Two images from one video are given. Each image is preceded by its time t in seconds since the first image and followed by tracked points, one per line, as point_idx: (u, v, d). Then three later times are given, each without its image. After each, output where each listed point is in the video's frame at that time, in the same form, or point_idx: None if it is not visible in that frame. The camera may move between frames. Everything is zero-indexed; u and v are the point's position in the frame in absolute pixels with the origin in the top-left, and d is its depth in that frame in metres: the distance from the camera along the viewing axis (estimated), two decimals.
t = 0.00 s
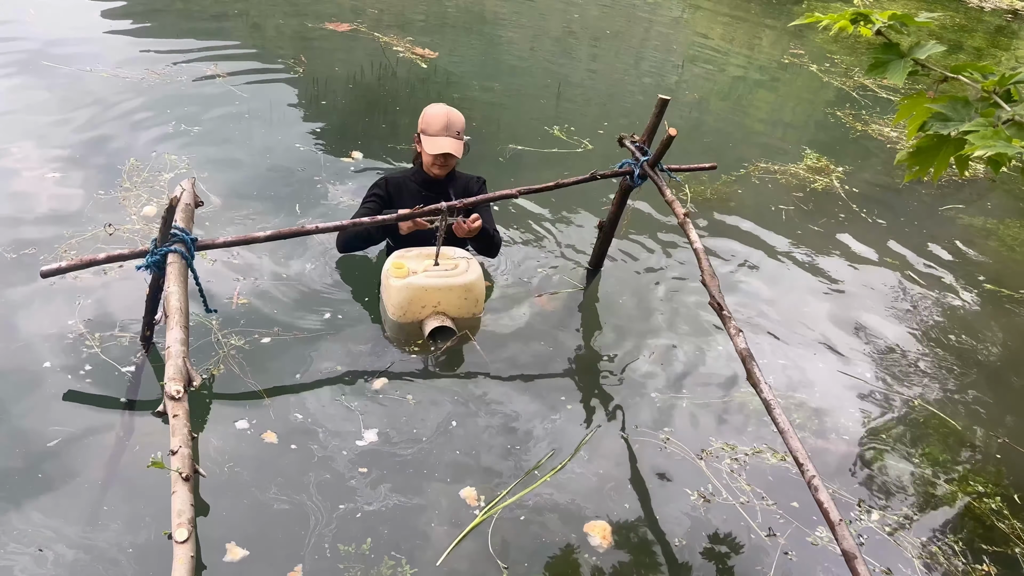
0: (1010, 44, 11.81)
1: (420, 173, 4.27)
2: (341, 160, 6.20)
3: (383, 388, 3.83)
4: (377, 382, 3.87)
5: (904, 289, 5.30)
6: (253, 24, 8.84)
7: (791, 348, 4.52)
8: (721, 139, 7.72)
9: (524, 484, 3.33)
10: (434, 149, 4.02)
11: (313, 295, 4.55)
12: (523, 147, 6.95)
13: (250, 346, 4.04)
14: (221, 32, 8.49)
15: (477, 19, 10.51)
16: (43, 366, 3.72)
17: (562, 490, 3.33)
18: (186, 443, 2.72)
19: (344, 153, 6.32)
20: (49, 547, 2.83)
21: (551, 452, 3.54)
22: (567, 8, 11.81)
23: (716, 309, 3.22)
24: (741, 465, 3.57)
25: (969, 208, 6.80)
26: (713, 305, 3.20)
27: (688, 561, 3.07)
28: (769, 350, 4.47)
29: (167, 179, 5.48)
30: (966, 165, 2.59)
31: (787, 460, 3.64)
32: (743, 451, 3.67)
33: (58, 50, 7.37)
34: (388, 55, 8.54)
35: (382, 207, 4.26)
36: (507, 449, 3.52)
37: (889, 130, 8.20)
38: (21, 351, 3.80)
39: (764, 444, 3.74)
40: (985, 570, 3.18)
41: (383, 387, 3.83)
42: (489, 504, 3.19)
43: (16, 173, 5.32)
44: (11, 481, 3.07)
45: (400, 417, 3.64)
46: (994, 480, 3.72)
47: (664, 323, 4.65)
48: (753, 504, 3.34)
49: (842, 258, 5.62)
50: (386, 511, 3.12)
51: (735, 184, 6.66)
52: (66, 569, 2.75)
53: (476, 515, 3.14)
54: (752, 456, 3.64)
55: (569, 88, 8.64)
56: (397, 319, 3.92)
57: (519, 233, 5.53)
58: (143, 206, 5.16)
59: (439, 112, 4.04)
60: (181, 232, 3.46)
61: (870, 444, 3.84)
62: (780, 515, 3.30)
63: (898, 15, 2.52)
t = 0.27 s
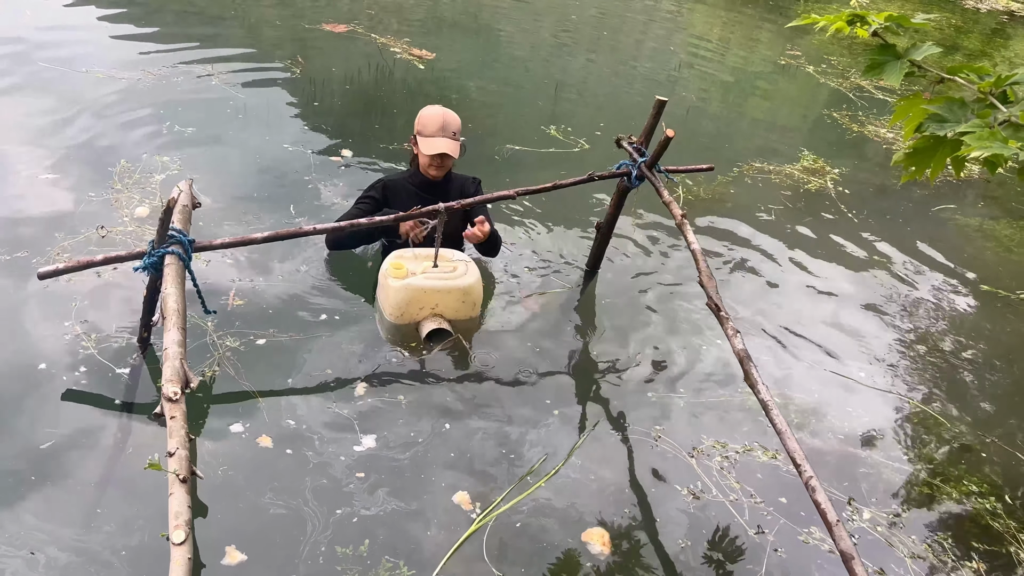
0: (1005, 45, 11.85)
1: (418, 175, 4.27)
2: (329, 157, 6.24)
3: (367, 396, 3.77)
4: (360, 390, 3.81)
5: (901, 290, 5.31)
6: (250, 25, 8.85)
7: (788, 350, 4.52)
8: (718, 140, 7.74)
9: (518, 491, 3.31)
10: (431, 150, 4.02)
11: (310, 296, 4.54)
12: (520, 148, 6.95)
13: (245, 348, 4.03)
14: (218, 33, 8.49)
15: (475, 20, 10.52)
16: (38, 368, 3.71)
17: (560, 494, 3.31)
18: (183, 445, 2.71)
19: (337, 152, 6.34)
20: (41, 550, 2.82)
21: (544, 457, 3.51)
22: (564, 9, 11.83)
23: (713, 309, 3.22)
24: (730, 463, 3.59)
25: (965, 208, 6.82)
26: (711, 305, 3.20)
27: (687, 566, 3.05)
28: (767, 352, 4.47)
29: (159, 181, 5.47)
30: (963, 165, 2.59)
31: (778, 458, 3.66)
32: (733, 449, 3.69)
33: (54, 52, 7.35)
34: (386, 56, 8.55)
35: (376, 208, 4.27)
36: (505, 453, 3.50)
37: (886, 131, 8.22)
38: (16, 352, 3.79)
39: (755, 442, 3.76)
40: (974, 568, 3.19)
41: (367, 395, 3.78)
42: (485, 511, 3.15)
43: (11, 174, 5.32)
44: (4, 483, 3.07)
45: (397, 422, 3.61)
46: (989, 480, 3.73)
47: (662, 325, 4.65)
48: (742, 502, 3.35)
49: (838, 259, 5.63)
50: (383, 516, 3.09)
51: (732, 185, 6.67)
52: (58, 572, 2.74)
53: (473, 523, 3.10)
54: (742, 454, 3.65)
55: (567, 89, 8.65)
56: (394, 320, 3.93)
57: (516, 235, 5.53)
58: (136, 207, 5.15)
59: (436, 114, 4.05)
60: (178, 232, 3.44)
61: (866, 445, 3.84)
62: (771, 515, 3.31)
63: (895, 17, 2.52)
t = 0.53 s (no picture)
0: (1002, 46, 11.87)
1: (411, 177, 4.27)
2: (323, 157, 6.25)
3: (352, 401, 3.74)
4: (345, 395, 3.77)
5: (899, 291, 5.31)
6: (248, 25, 8.85)
7: (786, 352, 4.52)
8: (716, 140, 7.75)
9: (513, 498, 3.27)
10: (424, 152, 4.01)
11: (307, 298, 4.54)
12: (518, 149, 6.95)
13: (241, 349, 4.03)
14: (216, 34, 8.50)
15: (473, 21, 10.53)
16: (33, 369, 3.70)
17: (558, 498, 3.29)
18: (181, 446, 2.70)
19: (335, 153, 6.34)
20: (35, 552, 2.80)
21: (539, 462, 3.48)
22: (563, 10, 11.85)
23: (711, 310, 3.23)
24: (722, 460, 3.61)
25: (963, 209, 6.82)
26: (708, 306, 3.21)
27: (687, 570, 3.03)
28: (765, 354, 4.47)
29: (152, 181, 5.47)
30: (961, 166, 2.59)
31: (770, 457, 3.68)
32: (725, 447, 3.71)
33: (50, 53, 7.33)
34: (384, 57, 8.55)
35: (380, 210, 4.26)
36: (503, 457, 3.48)
37: (884, 132, 8.23)
38: (11, 354, 3.79)
39: (747, 440, 3.78)
40: (965, 565, 3.19)
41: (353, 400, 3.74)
42: (481, 518, 3.12)
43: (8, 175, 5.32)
44: None
45: (395, 426, 3.59)
46: (985, 479, 3.73)
47: (660, 326, 4.65)
48: (732, 499, 3.37)
49: (836, 260, 5.64)
50: (381, 521, 3.07)
51: (729, 186, 6.68)
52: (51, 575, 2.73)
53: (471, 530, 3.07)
54: (734, 452, 3.68)
55: (565, 90, 8.65)
56: (390, 322, 3.94)
57: (514, 236, 5.53)
58: (129, 207, 5.16)
59: (430, 115, 4.03)
60: (176, 233, 3.44)
61: (863, 445, 3.84)
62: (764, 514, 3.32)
63: (892, 17, 2.53)
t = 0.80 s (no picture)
0: (1001, 46, 11.90)
1: (410, 177, 4.27)
2: (322, 158, 6.25)
3: (342, 409, 3.68)
4: (335, 403, 3.71)
5: (896, 291, 5.33)
6: (247, 25, 8.86)
7: (785, 353, 4.52)
8: (714, 141, 7.76)
9: (510, 504, 3.24)
10: (425, 153, 4.01)
11: (306, 298, 4.54)
12: (517, 149, 6.96)
13: (239, 350, 4.03)
14: (215, 34, 8.50)
15: (472, 21, 10.54)
16: (31, 370, 3.71)
17: (558, 499, 3.29)
18: (182, 446, 2.71)
19: (334, 153, 6.35)
20: (29, 553, 2.80)
21: (533, 469, 3.44)
22: (562, 10, 11.86)
23: (711, 310, 3.23)
24: (715, 458, 3.64)
25: (962, 210, 6.84)
26: (709, 306, 3.21)
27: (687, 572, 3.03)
28: (765, 355, 4.47)
29: (146, 182, 5.47)
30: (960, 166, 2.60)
31: (763, 455, 3.70)
32: (718, 444, 3.73)
33: (48, 53, 7.32)
34: (383, 57, 8.56)
35: (382, 210, 4.25)
36: (503, 459, 3.47)
37: (882, 132, 8.25)
38: (9, 354, 3.79)
39: (740, 437, 3.80)
40: (957, 562, 3.22)
41: (343, 408, 3.68)
42: (478, 525, 3.08)
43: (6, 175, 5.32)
44: None
45: (395, 429, 3.58)
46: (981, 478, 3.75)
47: (660, 327, 4.66)
48: (724, 497, 3.39)
49: (835, 260, 5.65)
50: (380, 525, 3.06)
51: (728, 186, 6.69)
52: None
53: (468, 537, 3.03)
54: (727, 450, 3.70)
55: (564, 90, 8.67)
56: (389, 320, 3.96)
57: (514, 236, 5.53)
58: (124, 207, 5.16)
59: (427, 117, 4.04)
60: (179, 234, 3.45)
61: (862, 445, 3.85)
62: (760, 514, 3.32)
63: (891, 18, 2.53)
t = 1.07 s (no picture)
0: (1000, 46, 11.91)
1: (412, 177, 4.27)
2: (321, 158, 6.25)
3: (332, 418, 3.63)
4: (326, 411, 3.67)
5: (895, 291, 5.32)
6: (247, 26, 8.86)
7: (785, 354, 4.51)
8: (714, 141, 7.76)
9: (507, 510, 3.19)
10: (427, 153, 4.01)
11: (305, 299, 4.54)
12: (516, 150, 6.95)
13: (236, 350, 4.03)
14: (214, 34, 8.51)
15: (471, 21, 10.55)
16: (28, 370, 3.71)
17: (558, 502, 3.28)
18: (180, 447, 2.70)
19: (332, 154, 6.35)
20: (24, 555, 2.80)
21: (530, 474, 3.40)
22: (561, 10, 11.87)
23: (710, 310, 3.23)
24: (707, 455, 3.64)
25: (961, 210, 6.83)
26: (707, 306, 3.21)
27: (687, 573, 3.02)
28: (765, 356, 4.46)
29: (141, 182, 5.46)
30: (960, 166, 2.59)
31: (757, 452, 3.70)
32: (712, 442, 3.74)
33: (46, 54, 7.31)
34: (382, 57, 8.57)
35: (383, 209, 4.25)
36: (503, 462, 3.46)
37: (881, 133, 8.25)
38: (6, 354, 3.79)
39: (734, 435, 3.81)
40: (949, 559, 3.22)
41: (332, 416, 3.63)
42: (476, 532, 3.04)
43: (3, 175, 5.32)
44: None
45: (394, 432, 3.56)
46: (978, 478, 3.74)
47: (660, 329, 4.65)
48: (716, 494, 3.40)
49: (833, 260, 5.65)
50: (379, 528, 3.05)
51: (727, 186, 6.69)
52: None
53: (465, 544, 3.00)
54: (721, 447, 3.71)
55: (563, 90, 8.67)
56: (387, 319, 3.93)
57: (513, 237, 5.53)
58: (119, 207, 5.15)
59: (431, 117, 4.03)
60: (177, 235, 3.44)
61: (861, 446, 3.84)
62: (756, 513, 3.32)
63: (890, 18, 2.53)
